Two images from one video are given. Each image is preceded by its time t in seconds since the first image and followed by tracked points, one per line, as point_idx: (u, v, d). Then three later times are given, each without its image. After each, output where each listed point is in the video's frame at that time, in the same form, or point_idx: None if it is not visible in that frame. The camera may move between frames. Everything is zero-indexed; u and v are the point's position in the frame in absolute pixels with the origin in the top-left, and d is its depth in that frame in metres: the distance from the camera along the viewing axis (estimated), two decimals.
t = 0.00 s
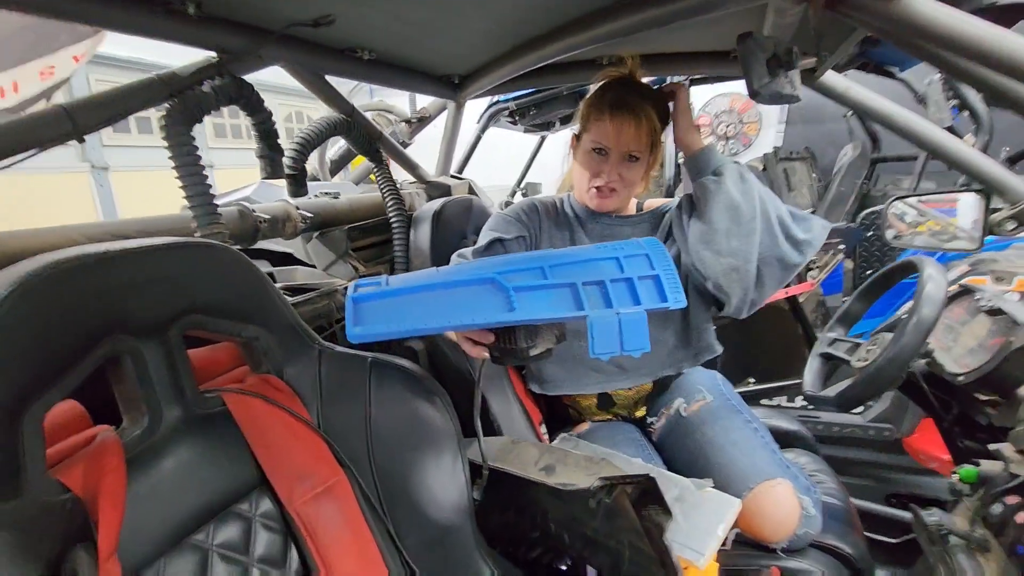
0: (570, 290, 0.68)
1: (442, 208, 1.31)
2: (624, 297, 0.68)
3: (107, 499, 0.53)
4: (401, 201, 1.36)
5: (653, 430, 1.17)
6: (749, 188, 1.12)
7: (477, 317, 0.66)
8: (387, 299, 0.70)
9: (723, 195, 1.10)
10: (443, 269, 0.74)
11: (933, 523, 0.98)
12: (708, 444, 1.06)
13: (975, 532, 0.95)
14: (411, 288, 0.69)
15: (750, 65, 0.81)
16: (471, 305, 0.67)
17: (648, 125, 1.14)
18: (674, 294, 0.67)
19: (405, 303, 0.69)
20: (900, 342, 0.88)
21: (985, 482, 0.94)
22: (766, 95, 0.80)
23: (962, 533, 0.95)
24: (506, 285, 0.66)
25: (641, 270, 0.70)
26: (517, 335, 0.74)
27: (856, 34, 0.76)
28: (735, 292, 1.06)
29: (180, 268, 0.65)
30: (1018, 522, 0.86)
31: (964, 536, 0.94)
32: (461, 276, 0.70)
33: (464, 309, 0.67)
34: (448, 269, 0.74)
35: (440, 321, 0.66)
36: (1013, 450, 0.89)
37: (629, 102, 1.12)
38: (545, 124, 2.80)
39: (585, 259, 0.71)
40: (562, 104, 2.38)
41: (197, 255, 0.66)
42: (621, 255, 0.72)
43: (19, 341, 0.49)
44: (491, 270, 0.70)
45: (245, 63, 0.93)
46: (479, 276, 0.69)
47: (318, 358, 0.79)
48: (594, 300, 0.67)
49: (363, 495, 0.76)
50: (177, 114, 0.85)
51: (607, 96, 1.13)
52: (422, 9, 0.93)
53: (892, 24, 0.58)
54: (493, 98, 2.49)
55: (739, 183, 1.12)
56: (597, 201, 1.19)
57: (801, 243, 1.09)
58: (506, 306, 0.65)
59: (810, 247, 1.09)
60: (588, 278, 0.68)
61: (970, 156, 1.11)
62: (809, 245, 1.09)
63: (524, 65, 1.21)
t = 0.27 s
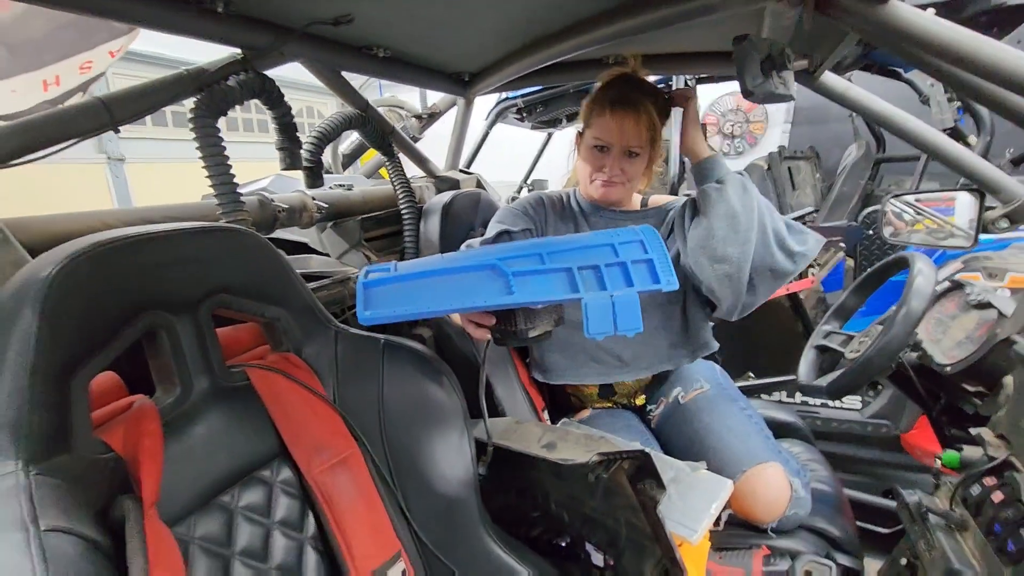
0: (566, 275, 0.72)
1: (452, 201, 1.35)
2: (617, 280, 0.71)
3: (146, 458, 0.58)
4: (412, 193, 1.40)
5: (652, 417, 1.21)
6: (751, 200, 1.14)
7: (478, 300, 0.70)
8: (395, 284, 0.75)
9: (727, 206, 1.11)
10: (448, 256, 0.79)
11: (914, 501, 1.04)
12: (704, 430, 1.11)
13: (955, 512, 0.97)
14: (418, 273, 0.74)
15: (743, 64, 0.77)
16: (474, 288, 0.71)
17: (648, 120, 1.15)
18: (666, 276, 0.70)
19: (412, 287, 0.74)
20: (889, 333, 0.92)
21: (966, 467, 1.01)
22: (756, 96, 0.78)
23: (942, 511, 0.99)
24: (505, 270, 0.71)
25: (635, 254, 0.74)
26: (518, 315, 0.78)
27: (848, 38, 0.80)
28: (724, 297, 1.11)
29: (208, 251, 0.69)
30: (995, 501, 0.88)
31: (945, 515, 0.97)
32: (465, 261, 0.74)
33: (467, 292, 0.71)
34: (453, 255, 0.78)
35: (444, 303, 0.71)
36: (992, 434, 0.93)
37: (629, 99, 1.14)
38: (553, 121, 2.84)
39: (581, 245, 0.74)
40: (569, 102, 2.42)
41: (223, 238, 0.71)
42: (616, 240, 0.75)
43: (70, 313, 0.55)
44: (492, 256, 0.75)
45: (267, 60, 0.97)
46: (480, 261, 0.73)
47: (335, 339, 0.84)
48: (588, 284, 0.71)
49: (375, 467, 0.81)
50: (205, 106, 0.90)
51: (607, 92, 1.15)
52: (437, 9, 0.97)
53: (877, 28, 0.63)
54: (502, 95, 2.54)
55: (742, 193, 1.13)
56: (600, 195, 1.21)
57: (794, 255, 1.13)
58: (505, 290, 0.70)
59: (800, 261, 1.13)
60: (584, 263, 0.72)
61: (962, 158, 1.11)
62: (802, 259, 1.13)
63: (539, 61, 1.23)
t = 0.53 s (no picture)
0: (580, 263, 0.70)
1: (459, 191, 1.33)
2: (632, 270, 0.70)
3: (144, 443, 0.57)
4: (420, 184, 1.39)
5: (660, 413, 1.18)
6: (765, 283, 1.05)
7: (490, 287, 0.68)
8: (405, 269, 0.73)
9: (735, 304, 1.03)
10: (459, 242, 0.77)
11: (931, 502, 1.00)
12: (713, 427, 1.08)
13: (973, 513, 0.95)
14: (429, 259, 0.72)
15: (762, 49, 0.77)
16: (485, 276, 0.70)
17: (653, 104, 1.14)
18: (681, 268, 0.69)
19: (422, 273, 0.72)
20: (907, 329, 0.89)
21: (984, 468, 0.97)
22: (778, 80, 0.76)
23: (960, 514, 0.96)
24: (518, 257, 0.69)
25: (650, 245, 0.72)
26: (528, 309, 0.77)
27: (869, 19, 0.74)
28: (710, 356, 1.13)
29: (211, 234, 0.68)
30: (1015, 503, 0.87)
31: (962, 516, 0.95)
32: (476, 248, 0.73)
33: (479, 279, 0.69)
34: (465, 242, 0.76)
35: (454, 290, 0.69)
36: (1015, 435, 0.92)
37: (633, 85, 1.13)
38: (562, 115, 2.82)
39: (595, 234, 0.73)
40: (579, 96, 2.39)
41: (226, 222, 0.70)
42: (631, 231, 0.73)
43: (68, 295, 0.54)
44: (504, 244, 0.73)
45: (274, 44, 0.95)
46: (492, 248, 0.71)
47: (338, 328, 0.82)
48: (602, 273, 0.69)
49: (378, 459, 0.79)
50: (209, 90, 0.88)
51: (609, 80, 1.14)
52: None
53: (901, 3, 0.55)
54: (510, 89, 2.51)
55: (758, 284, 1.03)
56: (611, 184, 1.18)
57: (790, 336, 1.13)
58: (517, 277, 0.68)
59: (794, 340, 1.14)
60: (598, 252, 0.71)
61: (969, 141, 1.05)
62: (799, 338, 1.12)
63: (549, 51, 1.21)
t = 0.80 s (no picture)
0: (594, 256, 0.65)
1: (468, 182, 1.28)
2: (650, 264, 0.64)
3: (125, 444, 0.52)
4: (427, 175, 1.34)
5: (675, 416, 1.13)
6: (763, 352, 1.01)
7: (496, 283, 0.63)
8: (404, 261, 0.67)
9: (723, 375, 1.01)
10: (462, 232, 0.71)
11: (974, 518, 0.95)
12: (731, 431, 1.02)
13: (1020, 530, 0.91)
14: (429, 250, 0.66)
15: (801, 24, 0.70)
16: (491, 270, 0.64)
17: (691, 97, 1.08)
18: (704, 260, 0.63)
19: (422, 265, 0.66)
20: (943, 332, 0.84)
21: None
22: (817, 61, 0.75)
23: (1007, 530, 0.91)
24: (526, 249, 0.63)
25: (669, 236, 0.66)
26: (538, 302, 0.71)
27: None
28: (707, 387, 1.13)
29: (202, 219, 0.63)
30: None
31: (1009, 533, 0.90)
32: (481, 239, 0.67)
33: (484, 274, 0.64)
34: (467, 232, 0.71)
35: (458, 285, 0.64)
36: None
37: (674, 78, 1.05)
38: (572, 109, 2.76)
39: (610, 224, 0.67)
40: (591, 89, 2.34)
41: (222, 207, 0.65)
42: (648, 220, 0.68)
43: (43, 281, 0.49)
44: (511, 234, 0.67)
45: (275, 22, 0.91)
46: (498, 239, 0.66)
47: (339, 322, 0.77)
48: (618, 268, 0.64)
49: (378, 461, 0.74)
50: (205, 68, 0.84)
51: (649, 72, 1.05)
52: None
53: None
54: (521, 81, 2.46)
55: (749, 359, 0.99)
56: (642, 182, 1.12)
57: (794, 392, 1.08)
58: (526, 271, 0.63)
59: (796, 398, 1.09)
60: (613, 244, 0.65)
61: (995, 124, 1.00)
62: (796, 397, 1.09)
63: (554, 40, 1.18)
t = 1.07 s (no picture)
0: (630, 266, 0.62)
1: (489, 180, 1.26)
2: (689, 275, 0.62)
3: (148, 447, 0.50)
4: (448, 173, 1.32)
5: (701, 423, 1.10)
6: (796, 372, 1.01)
7: (528, 294, 0.61)
8: (431, 268, 0.65)
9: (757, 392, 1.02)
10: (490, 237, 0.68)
11: None
12: (763, 439, 0.99)
13: None
14: (458, 257, 0.64)
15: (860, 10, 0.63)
16: (523, 279, 0.62)
17: (725, 98, 1.05)
18: (748, 273, 0.61)
19: (450, 273, 0.64)
20: (991, 341, 0.83)
21: None
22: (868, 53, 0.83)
23: None
24: (560, 257, 0.61)
25: (709, 245, 0.63)
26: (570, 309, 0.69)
27: None
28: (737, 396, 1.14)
29: (227, 216, 0.62)
30: None
31: None
32: (511, 244, 0.64)
33: (516, 283, 0.62)
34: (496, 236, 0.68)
35: (489, 295, 0.62)
36: None
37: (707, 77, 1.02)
38: (590, 108, 2.73)
39: (646, 232, 0.64)
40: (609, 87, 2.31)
41: (246, 204, 0.63)
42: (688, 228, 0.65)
43: (67, 278, 0.47)
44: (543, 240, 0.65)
45: (299, 15, 0.89)
46: (530, 245, 0.63)
47: (363, 324, 0.75)
48: (655, 279, 0.61)
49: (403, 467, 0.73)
50: (229, 61, 0.82)
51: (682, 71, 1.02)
52: None
53: None
54: (539, 79, 2.45)
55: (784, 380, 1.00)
56: (672, 184, 1.09)
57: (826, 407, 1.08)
58: (559, 281, 0.61)
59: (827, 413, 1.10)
60: (650, 252, 0.62)
61: None
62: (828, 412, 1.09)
63: (573, 39, 1.18)
